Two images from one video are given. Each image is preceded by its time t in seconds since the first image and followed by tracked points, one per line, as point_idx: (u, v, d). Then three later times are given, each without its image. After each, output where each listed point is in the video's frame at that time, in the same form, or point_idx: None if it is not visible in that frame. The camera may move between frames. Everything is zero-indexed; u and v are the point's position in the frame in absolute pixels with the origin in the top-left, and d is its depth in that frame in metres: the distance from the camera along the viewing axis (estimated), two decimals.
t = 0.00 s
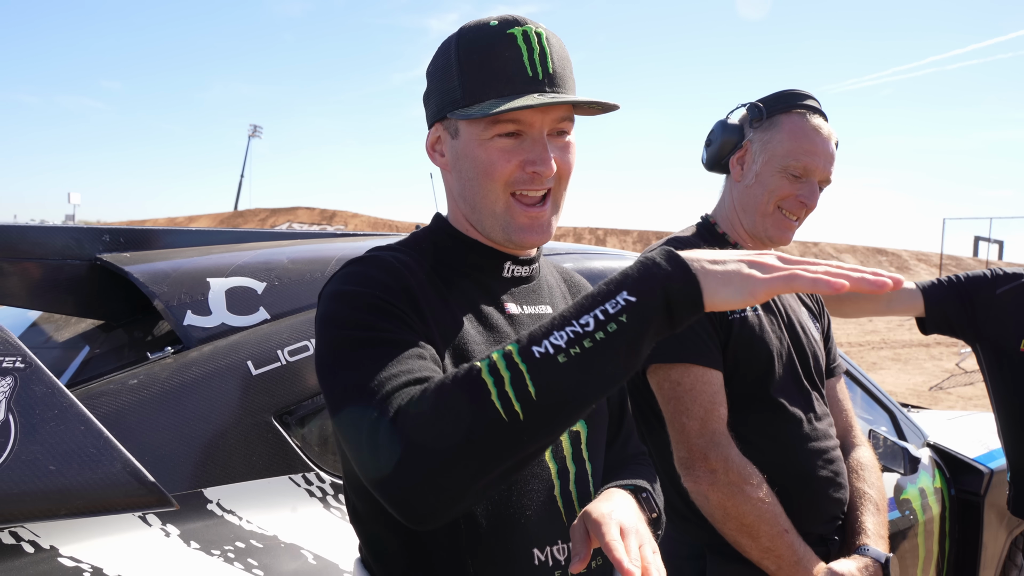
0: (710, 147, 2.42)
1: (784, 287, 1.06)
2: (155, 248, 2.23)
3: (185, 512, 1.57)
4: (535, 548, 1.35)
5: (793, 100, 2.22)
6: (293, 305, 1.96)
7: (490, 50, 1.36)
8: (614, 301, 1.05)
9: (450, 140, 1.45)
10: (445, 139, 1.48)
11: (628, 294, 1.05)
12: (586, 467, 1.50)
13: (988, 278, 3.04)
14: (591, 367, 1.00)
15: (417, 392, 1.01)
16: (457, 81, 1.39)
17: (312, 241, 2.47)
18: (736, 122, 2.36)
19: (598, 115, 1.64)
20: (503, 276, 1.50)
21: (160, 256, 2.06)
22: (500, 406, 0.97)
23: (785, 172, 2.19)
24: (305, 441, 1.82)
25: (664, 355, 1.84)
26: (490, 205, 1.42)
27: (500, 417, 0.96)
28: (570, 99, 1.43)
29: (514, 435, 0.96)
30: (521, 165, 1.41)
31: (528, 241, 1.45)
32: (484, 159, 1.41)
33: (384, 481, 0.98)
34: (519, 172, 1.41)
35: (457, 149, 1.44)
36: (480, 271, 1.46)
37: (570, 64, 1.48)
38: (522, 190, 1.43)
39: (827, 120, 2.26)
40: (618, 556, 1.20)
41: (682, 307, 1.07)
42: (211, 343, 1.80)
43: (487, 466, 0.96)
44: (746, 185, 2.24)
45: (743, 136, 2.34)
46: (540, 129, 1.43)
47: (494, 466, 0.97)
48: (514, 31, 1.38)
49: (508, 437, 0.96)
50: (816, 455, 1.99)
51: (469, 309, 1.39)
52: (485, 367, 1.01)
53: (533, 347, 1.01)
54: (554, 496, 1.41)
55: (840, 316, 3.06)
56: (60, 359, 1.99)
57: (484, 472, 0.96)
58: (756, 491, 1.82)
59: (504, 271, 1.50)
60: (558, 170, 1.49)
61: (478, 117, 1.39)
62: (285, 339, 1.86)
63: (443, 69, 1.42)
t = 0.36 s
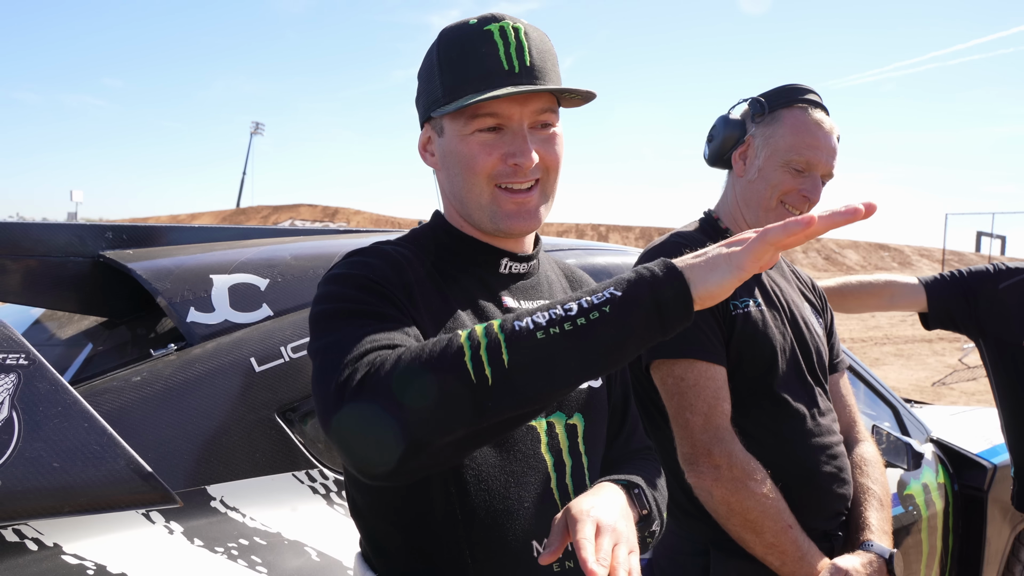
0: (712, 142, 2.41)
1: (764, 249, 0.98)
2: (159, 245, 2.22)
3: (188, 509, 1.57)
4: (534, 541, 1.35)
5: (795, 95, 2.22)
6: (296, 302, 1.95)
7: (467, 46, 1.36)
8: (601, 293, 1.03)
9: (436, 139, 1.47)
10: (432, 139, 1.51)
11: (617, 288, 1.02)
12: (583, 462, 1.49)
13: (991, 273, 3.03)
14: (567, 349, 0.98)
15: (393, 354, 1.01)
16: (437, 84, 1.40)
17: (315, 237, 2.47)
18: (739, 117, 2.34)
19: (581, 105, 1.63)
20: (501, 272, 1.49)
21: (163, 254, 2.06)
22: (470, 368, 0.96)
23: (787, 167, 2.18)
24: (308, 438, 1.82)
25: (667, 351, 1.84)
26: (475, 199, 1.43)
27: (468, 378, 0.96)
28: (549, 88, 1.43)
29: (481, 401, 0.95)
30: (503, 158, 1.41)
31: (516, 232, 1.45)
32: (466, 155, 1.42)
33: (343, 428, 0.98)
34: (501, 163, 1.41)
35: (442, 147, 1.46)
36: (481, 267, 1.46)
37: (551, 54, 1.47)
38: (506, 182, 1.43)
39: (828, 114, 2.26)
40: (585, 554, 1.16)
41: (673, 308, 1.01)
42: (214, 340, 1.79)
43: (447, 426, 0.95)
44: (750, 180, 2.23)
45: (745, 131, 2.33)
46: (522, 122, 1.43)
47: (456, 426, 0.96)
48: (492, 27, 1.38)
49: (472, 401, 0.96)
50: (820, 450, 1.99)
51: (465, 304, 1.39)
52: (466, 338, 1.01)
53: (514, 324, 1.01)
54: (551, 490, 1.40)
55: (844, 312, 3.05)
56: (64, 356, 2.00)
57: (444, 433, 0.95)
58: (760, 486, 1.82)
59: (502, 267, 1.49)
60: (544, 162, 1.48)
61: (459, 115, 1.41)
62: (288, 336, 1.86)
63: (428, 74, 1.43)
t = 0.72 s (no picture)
0: (718, 147, 2.42)
1: (800, 179, 0.95)
2: (168, 250, 2.23)
3: (197, 514, 1.57)
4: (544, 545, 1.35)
5: (800, 98, 2.22)
6: (304, 306, 1.96)
7: (448, 48, 1.39)
8: (655, 280, 0.98)
9: (429, 145, 1.51)
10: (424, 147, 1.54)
11: (670, 274, 0.97)
12: (592, 464, 1.49)
13: (1000, 277, 3.00)
14: (616, 333, 0.92)
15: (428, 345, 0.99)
16: (423, 92, 1.43)
17: (322, 242, 2.47)
18: (744, 121, 2.34)
19: (566, 96, 1.64)
20: (505, 275, 1.49)
21: (171, 259, 2.07)
22: (513, 352, 0.92)
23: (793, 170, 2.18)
24: (316, 441, 1.82)
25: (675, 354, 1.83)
26: (469, 196, 1.45)
27: (511, 363, 0.92)
28: (529, 79, 1.45)
29: (524, 386, 0.90)
30: (491, 152, 1.43)
31: (513, 224, 1.46)
32: (456, 154, 1.44)
33: (377, 418, 0.96)
34: (491, 158, 1.43)
35: (435, 152, 1.49)
36: (488, 271, 1.47)
37: (531, 50, 1.48)
38: (498, 175, 1.45)
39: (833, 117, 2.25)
40: (570, 544, 1.12)
41: (731, 293, 0.94)
42: (223, 345, 1.80)
43: (486, 414, 0.91)
44: (756, 184, 2.23)
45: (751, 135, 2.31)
46: (507, 117, 1.46)
47: (496, 415, 0.91)
48: (472, 31, 1.40)
49: (514, 386, 0.91)
50: (829, 455, 1.98)
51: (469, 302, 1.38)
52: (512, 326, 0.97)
53: (561, 312, 0.97)
54: (560, 493, 1.39)
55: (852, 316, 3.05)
56: (73, 360, 2.00)
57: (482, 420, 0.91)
58: (769, 491, 1.81)
59: (506, 269, 1.49)
60: (534, 154, 1.50)
61: (446, 116, 1.44)
62: (296, 341, 1.87)
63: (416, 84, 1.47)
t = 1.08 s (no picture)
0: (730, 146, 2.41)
1: (858, 116, 0.97)
2: (180, 250, 2.23)
3: (209, 514, 1.58)
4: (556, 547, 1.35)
5: (814, 96, 2.20)
6: (315, 307, 1.96)
7: (436, 51, 1.42)
8: (737, 253, 0.93)
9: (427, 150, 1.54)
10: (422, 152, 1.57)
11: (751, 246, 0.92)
12: (603, 465, 1.48)
13: (1014, 277, 2.97)
14: (696, 306, 0.87)
15: (485, 330, 0.95)
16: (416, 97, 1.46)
17: (332, 242, 2.48)
18: (757, 120, 2.33)
19: (557, 86, 1.64)
20: (516, 274, 1.49)
21: (183, 259, 2.08)
22: (584, 330, 0.89)
23: (808, 168, 2.16)
24: (327, 442, 1.82)
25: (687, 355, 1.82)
26: (468, 190, 1.46)
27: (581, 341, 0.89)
28: (517, 71, 1.47)
29: (596, 364, 0.87)
30: (486, 147, 1.45)
31: (513, 214, 1.46)
32: (451, 152, 1.47)
33: (436, 403, 0.93)
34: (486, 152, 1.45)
35: (433, 155, 1.52)
36: (499, 271, 1.46)
37: (519, 45, 1.50)
38: (494, 168, 1.46)
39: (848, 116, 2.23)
40: (574, 552, 1.11)
41: (818, 264, 0.88)
42: (234, 345, 1.81)
43: (554, 393, 0.88)
44: (769, 183, 2.21)
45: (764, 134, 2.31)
46: (500, 111, 1.47)
47: (567, 393, 0.88)
48: (459, 31, 1.42)
49: (586, 367, 0.88)
50: (842, 457, 1.96)
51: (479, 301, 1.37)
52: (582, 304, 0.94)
53: (634, 286, 0.93)
54: (573, 495, 1.39)
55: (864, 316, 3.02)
56: (85, 360, 2.02)
57: (552, 398, 0.88)
58: (781, 493, 1.80)
59: (517, 269, 1.49)
60: (530, 145, 1.51)
61: (440, 118, 1.48)
62: (308, 341, 1.87)
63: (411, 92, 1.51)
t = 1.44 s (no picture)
0: (733, 158, 2.43)
1: (862, 130, 0.86)
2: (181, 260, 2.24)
3: (212, 523, 1.58)
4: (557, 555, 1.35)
5: (816, 107, 2.21)
6: (317, 317, 1.97)
7: (455, 59, 1.42)
8: (683, 229, 0.94)
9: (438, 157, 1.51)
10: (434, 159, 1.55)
11: (696, 221, 0.93)
12: (604, 476, 1.48)
13: (1014, 287, 2.98)
14: (645, 283, 0.88)
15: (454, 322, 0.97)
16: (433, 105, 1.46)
17: (335, 252, 2.49)
18: (759, 132, 2.35)
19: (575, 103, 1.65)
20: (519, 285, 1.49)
21: (186, 269, 2.09)
22: (538, 310, 0.89)
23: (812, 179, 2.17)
24: (329, 451, 1.83)
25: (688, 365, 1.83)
26: (479, 202, 1.44)
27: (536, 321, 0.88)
28: (535, 85, 1.46)
29: (554, 342, 0.87)
30: (500, 160, 1.43)
31: (523, 228, 1.44)
32: (463, 162, 1.45)
33: (405, 396, 0.93)
34: (499, 164, 1.43)
35: (444, 162, 1.49)
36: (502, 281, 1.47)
37: (538, 60, 1.50)
38: (506, 181, 1.44)
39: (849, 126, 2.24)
40: (593, 566, 1.11)
41: (766, 239, 0.89)
42: (237, 355, 1.81)
43: (515, 373, 0.87)
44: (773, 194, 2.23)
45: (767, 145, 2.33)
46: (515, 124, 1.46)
47: (527, 373, 0.87)
48: (478, 44, 1.43)
49: (546, 346, 0.87)
50: (843, 466, 1.96)
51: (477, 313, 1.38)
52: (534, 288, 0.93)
53: (583, 268, 0.94)
54: (574, 505, 1.39)
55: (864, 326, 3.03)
56: (87, 370, 2.02)
57: (515, 380, 0.87)
58: (783, 501, 1.80)
59: (521, 280, 1.50)
60: (544, 162, 1.49)
61: (454, 126, 1.45)
62: (310, 351, 1.88)
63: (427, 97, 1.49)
